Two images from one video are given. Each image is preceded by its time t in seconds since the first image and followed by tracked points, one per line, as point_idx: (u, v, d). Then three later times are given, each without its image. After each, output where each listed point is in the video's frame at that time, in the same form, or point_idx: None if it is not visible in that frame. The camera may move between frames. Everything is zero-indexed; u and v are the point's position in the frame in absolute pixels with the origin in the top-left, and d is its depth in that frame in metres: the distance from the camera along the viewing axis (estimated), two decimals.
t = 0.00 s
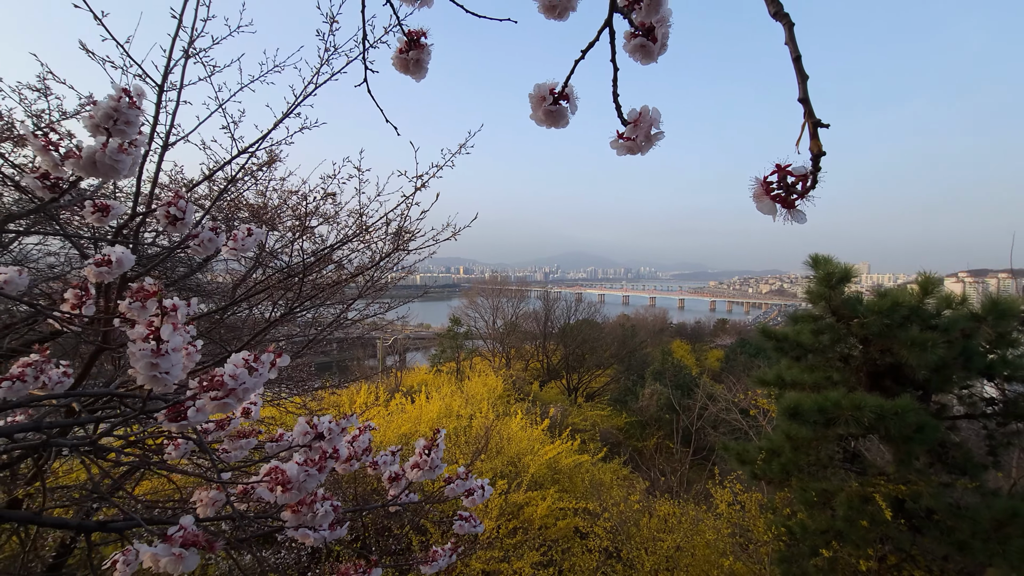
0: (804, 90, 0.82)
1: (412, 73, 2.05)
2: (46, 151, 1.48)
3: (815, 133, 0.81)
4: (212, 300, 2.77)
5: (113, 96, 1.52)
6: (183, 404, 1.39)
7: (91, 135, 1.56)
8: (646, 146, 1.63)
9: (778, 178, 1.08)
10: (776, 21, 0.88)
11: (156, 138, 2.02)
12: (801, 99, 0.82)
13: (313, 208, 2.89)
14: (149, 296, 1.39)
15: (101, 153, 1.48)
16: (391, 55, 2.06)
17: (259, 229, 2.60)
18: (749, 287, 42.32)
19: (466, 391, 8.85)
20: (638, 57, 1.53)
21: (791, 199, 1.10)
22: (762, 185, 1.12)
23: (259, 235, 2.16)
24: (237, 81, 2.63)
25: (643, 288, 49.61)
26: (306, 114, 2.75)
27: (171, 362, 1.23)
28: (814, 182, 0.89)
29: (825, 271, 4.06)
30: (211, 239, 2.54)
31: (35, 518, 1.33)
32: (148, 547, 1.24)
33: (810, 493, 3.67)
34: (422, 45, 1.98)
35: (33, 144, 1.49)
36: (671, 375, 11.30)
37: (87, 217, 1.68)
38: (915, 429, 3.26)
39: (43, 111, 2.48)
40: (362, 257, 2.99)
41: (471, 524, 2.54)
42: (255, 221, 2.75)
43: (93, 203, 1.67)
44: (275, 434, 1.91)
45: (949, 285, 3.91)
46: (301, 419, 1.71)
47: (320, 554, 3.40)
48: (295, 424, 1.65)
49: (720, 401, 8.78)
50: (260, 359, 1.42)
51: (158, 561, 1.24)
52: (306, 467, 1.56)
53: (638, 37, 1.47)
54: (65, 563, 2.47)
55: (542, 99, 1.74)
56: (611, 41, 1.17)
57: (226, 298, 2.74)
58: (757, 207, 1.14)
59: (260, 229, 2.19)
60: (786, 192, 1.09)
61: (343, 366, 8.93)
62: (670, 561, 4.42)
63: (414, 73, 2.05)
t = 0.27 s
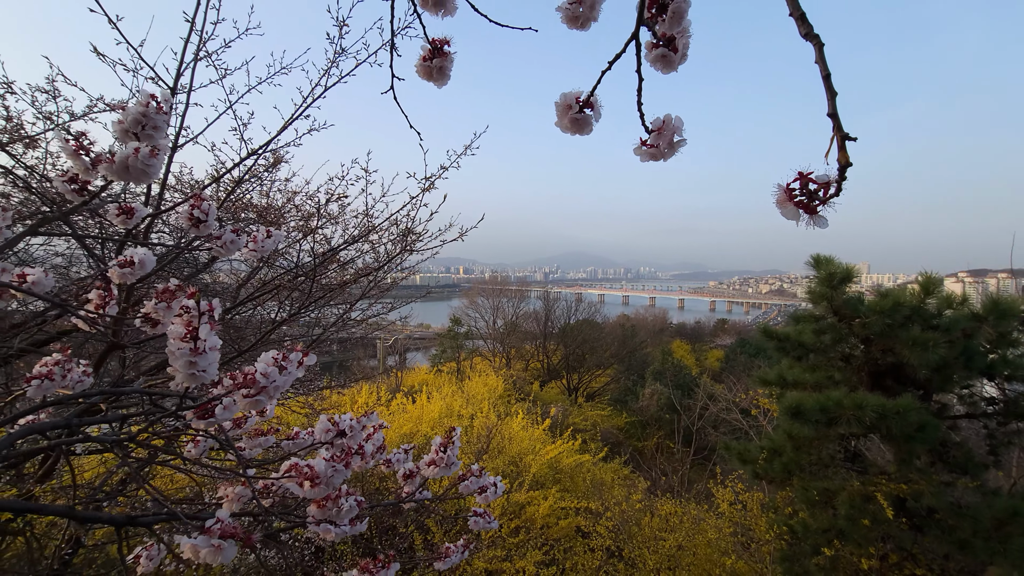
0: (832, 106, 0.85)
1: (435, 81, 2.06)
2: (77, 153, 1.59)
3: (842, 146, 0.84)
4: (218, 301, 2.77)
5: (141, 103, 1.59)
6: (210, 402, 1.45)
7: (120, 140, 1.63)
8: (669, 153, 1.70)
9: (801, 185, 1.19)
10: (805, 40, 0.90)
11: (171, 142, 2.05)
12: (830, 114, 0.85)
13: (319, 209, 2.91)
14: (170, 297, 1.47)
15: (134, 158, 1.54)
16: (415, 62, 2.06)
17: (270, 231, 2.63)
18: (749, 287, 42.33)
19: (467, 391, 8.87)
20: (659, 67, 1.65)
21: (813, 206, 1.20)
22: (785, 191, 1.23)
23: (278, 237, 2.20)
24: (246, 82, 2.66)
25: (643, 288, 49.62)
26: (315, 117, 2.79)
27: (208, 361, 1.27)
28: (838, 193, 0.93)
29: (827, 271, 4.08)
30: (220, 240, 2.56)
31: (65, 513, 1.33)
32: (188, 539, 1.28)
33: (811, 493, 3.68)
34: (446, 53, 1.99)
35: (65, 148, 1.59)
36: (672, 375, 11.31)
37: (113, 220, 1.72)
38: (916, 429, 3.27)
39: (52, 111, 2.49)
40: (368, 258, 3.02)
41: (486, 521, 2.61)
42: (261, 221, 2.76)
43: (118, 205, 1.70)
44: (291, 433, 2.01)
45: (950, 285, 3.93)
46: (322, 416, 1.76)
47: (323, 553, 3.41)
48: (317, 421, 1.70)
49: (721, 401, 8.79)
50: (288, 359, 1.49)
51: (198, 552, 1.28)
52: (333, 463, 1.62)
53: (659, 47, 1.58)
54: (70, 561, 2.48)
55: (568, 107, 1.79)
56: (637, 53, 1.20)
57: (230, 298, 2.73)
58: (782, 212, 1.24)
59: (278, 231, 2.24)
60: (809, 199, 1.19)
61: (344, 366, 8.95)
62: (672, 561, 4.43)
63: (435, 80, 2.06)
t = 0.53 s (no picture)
0: (839, 116, 0.89)
1: (445, 86, 2.10)
2: (92, 158, 1.61)
3: (850, 156, 0.88)
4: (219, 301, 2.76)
5: (155, 108, 1.62)
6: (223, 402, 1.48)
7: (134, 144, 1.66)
8: (677, 159, 1.74)
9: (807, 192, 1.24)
10: (814, 55, 0.92)
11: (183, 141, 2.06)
12: (836, 125, 0.89)
13: (323, 209, 2.91)
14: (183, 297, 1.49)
15: (149, 162, 1.57)
16: (425, 69, 2.11)
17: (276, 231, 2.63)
18: (750, 287, 42.32)
19: (468, 391, 8.88)
20: (667, 73, 1.66)
21: (820, 213, 1.25)
22: (791, 198, 1.29)
23: (287, 239, 2.21)
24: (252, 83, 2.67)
25: (643, 288, 49.63)
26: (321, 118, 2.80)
27: (225, 362, 1.33)
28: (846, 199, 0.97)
29: (828, 271, 4.09)
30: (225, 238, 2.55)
31: (84, 511, 1.32)
32: (207, 537, 1.38)
33: (813, 492, 3.69)
34: (455, 60, 2.04)
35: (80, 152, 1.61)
36: (672, 375, 11.31)
37: (124, 223, 1.72)
38: (917, 428, 3.28)
39: (58, 113, 2.50)
40: (370, 259, 3.03)
41: (492, 519, 2.65)
42: (264, 222, 2.76)
43: (129, 208, 1.71)
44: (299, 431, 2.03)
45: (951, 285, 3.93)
46: (333, 416, 1.76)
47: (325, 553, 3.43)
48: (326, 420, 1.70)
49: (722, 401, 8.79)
50: (302, 359, 1.53)
51: (217, 549, 1.39)
52: (345, 461, 1.68)
53: (666, 56, 1.61)
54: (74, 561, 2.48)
55: (578, 113, 1.83)
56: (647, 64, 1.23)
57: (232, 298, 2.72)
58: (788, 218, 1.30)
59: (287, 233, 2.24)
60: (816, 205, 1.25)
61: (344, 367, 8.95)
62: (673, 560, 4.44)
63: (446, 85, 2.10)
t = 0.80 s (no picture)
0: (846, 125, 0.89)
1: (452, 91, 2.12)
2: (103, 161, 1.60)
3: (856, 163, 0.88)
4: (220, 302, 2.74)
5: (165, 111, 1.65)
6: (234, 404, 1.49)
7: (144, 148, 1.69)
8: (684, 163, 1.75)
9: (812, 197, 1.25)
10: (822, 66, 0.92)
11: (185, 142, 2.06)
12: (843, 133, 0.89)
13: (325, 211, 2.91)
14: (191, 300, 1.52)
15: (161, 166, 1.59)
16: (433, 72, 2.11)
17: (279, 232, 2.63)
18: (750, 287, 42.29)
19: (468, 391, 8.89)
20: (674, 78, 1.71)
21: (826, 216, 1.26)
22: (797, 203, 1.30)
23: (294, 240, 2.20)
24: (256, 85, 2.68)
25: (644, 288, 49.61)
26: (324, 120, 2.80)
27: (237, 363, 1.35)
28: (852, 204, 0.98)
29: (829, 272, 4.09)
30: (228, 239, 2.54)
31: (96, 510, 1.35)
32: (221, 535, 1.41)
33: (814, 493, 3.69)
34: (463, 65, 2.02)
35: (91, 156, 1.61)
36: (673, 375, 11.32)
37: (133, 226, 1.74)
38: (919, 429, 3.28)
39: (63, 115, 2.51)
40: (371, 259, 3.02)
41: (497, 518, 2.69)
42: (267, 223, 2.75)
43: (138, 210, 1.73)
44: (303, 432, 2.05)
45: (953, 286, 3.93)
46: (340, 416, 1.80)
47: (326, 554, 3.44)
48: (334, 421, 1.75)
49: (722, 401, 8.78)
50: (312, 360, 1.53)
51: (230, 547, 1.41)
52: (354, 461, 1.71)
53: (673, 62, 1.63)
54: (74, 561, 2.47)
55: (586, 118, 1.84)
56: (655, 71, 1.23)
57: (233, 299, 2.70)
58: (794, 223, 1.31)
59: (294, 235, 2.23)
60: (822, 210, 1.25)
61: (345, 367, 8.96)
62: (674, 561, 4.44)
63: (454, 90, 2.11)
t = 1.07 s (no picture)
0: (852, 121, 0.91)
1: (467, 91, 2.14)
2: (126, 160, 1.65)
3: (862, 159, 0.90)
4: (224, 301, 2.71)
5: (186, 111, 1.68)
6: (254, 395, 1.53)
7: (165, 147, 1.70)
8: (695, 161, 1.78)
9: (818, 191, 1.27)
10: (829, 66, 0.94)
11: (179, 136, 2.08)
12: (850, 129, 0.91)
13: (330, 209, 2.92)
14: (210, 294, 1.52)
15: (184, 164, 1.62)
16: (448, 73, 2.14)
17: (286, 231, 2.62)
18: (751, 287, 42.29)
19: (469, 391, 8.91)
20: (684, 79, 1.75)
21: (832, 210, 1.28)
22: (805, 197, 1.31)
23: (307, 238, 2.21)
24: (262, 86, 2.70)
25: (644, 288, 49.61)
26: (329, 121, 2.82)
27: (263, 353, 1.39)
28: (857, 199, 1.00)
29: (830, 271, 4.11)
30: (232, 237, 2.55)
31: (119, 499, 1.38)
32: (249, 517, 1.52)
33: (815, 491, 3.71)
34: (477, 66, 2.04)
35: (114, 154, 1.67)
36: (674, 374, 11.33)
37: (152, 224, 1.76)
38: (920, 427, 3.30)
39: (71, 116, 2.53)
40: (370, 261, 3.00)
41: (506, 510, 2.69)
42: (272, 222, 2.75)
43: (157, 209, 1.75)
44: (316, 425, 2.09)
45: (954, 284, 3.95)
46: (356, 409, 1.90)
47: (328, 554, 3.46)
48: (350, 413, 1.84)
49: (723, 401, 8.79)
50: (332, 351, 1.55)
51: (258, 528, 1.52)
52: (373, 451, 1.81)
53: (683, 62, 1.66)
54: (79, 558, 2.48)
55: (600, 117, 1.91)
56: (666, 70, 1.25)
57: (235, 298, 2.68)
58: (802, 217, 1.33)
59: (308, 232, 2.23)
60: (828, 204, 1.27)
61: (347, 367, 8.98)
62: (676, 559, 4.46)
63: (468, 90, 2.13)
